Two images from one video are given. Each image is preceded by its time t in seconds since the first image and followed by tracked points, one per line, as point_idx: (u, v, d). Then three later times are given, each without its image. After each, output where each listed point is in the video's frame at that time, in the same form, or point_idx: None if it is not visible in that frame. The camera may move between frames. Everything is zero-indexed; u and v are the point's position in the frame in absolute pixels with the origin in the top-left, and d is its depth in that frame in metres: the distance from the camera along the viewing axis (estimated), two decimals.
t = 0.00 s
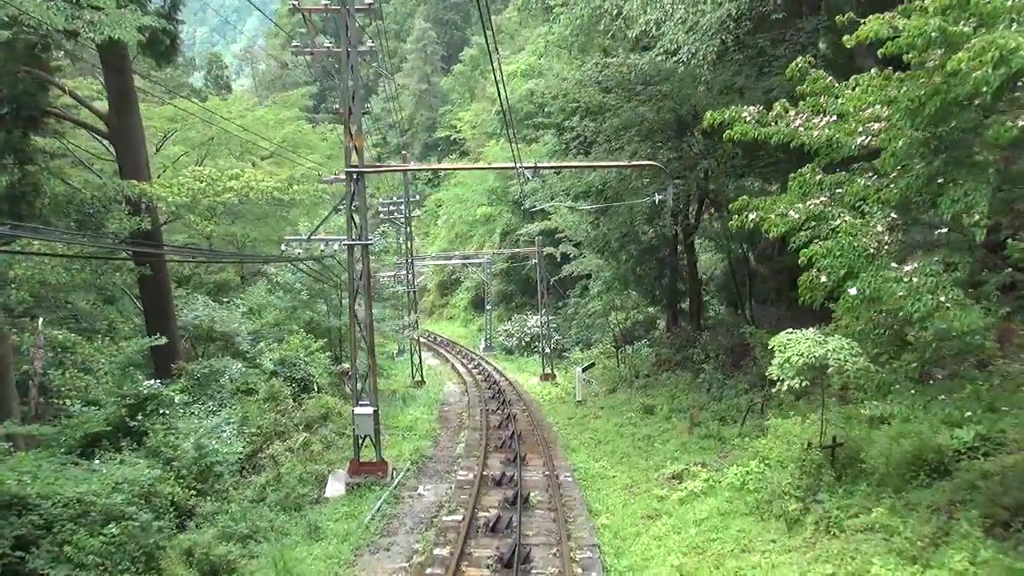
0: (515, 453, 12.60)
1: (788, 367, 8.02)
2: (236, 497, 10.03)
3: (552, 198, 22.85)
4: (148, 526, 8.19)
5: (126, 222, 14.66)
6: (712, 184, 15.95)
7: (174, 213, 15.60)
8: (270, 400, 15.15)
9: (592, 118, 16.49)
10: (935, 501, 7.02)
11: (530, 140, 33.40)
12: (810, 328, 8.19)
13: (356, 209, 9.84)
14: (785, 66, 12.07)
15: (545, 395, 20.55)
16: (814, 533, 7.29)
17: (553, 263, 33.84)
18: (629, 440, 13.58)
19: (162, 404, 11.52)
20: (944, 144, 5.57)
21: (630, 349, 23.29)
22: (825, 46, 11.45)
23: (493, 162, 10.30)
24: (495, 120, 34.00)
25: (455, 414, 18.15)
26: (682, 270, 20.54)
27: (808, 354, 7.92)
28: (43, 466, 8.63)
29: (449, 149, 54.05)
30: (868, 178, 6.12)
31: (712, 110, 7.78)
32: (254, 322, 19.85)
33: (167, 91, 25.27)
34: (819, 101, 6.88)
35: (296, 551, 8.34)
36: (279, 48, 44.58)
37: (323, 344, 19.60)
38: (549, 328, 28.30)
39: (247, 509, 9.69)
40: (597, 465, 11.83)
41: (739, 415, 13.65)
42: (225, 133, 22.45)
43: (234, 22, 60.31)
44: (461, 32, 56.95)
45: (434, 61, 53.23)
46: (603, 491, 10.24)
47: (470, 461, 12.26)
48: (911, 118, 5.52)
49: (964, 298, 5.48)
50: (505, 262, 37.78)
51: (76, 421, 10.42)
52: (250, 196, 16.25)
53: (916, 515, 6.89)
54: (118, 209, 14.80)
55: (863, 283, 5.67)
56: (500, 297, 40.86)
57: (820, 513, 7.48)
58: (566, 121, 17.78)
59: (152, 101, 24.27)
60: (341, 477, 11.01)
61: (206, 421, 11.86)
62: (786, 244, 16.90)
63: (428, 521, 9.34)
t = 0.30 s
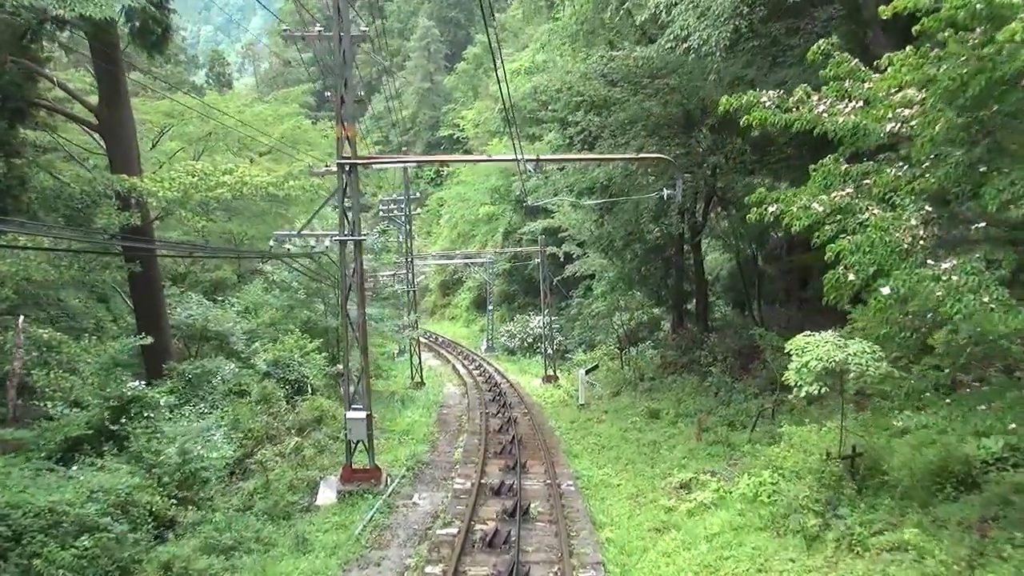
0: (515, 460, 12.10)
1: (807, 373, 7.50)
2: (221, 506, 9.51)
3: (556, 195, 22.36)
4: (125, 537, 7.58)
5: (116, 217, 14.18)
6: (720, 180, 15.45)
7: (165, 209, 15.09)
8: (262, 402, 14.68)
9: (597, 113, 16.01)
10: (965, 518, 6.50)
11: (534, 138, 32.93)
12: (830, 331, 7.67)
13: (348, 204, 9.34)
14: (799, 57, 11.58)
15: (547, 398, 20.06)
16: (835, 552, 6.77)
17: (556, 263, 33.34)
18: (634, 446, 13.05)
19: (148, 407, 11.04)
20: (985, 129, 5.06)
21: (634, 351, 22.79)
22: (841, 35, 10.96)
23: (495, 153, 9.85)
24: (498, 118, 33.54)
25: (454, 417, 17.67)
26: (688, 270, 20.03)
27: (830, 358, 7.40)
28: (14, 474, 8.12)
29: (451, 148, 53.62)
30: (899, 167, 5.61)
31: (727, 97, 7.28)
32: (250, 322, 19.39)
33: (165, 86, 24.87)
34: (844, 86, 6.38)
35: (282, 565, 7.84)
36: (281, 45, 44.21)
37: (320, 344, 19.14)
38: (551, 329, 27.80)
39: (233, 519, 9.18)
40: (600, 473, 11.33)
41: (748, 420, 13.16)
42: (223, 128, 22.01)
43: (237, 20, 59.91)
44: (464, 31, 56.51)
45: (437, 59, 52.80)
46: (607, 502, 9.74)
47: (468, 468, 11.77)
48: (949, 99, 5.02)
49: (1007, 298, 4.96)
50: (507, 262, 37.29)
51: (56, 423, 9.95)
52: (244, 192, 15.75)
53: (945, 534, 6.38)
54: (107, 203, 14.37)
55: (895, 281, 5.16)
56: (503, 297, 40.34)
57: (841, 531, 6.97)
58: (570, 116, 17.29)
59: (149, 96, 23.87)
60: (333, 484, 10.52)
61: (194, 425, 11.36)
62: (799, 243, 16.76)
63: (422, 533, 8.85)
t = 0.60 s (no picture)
0: (517, 468, 11.59)
1: (828, 379, 6.98)
2: (206, 518, 9.02)
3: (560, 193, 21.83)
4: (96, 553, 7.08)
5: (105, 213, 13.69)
6: (730, 176, 14.91)
7: (156, 205, 14.60)
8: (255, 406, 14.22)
9: (602, 107, 15.52)
10: (1002, 537, 5.98)
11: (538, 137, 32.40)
12: (854, 334, 7.16)
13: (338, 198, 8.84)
14: (815, 45, 11.05)
15: (549, 401, 19.57)
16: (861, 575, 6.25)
17: (560, 263, 32.83)
18: (640, 453, 12.53)
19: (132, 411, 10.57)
20: None
21: (639, 353, 22.26)
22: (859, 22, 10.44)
23: (494, 144, 9.34)
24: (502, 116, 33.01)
25: (454, 420, 17.18)
26: (696, 270, 19.51)
27: (853, 363, 6.87)
28: None
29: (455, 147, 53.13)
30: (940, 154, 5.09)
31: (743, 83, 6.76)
32: (245, 322, 18.94)
33: (162, 81, 24.42)
34: (872, 67, 5.85)
35: None
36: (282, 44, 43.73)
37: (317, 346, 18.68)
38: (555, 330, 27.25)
39: (218, 531, 8.69)
40: (606, 482, 10.81)
41: (759, 425, 12.60)
42: (220, 125, 21.55)
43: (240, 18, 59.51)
44: (468, 30, 56.02)
45: (441, 58, 52.33)
46: (612, 514, 9.23)
47: (467, 476, 11.26)
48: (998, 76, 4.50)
49: None
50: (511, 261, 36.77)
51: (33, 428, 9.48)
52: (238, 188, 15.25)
53: (982, 555, 5.85)
54: (96, 198, 13.93)
55: (936, 278, 4.64)
56: (506, 298, 39.81)
57: (866, 551, 6.45)
58: (575, 111, 16.78)
59: (146, 92, 23.44)
60: (325, 493, 10.04)
61: (181, 430, 10.89)
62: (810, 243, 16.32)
63: (417, 548, 8.37)
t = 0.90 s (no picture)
0: (518, 476, 11.10)
1: (854, 386, 6.47)
2: (191, 530, 8.52)
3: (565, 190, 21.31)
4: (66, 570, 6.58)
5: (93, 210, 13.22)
6: (741, 171, 14.40)
7: (146, 201, 14.13)
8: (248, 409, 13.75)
9: (608, 100, 15.02)
10: None
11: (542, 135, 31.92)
12: (881, 337, 6.65)
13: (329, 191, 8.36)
14: (832, 32, 10.55)
15: (553, 404, 19.08)
16: None
17: (564, 263, 32.34)
18: (648, 459, 12.01)
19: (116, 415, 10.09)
20: None
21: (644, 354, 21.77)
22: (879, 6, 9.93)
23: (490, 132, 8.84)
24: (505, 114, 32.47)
25: (454, 424, 16.70)
26: (703, 270, 19.00)
27: (881, 368, 6.37)
28: None
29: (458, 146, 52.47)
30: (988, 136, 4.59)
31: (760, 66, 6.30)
32: (241, 323, 18.49)
33: (159, 77, 23.98)
34: (906, 44, 5.35)
35: None
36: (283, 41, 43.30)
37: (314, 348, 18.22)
38: (558, 331, 26.75)
39: (203, 544, 8.20)
40: (612, 491, 10.30)
41: (771, 431, 12.09)
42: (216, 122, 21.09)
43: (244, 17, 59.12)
44: (472, 28, 55.57)
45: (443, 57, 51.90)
46: (619, 527, 8.71)
47: (466, 485, 10.77)
48: None
49: None
50: (514, 261, 36.27)
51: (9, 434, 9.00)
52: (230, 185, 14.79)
53: None
54: (85, 195, 13.51)
55: (986, 274, 4.14)
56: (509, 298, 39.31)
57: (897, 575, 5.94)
58: (580, 105, 16.27)
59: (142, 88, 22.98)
60: (317, 502, 9.55)
61: (167, 435, 10.40)
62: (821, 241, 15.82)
63: (411, 566, 7.88)
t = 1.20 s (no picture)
0: (521, 485, 10.60)
1: (885, 393, 5.95)
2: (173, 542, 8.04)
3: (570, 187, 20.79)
4: None
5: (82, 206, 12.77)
6: (753, 167, 13.87)
7: (136, 197, 13.62)
8: (242, 413, 13.27)
9: (615, 93, 14.51)
10: None
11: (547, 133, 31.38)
12: (913, 339, 6.13)
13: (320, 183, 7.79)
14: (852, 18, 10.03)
15: (557, 407, 18.57)
16: None
17: (569, 262, 31.81)
18: (656, 467, 11.48)
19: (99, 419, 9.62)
20: None
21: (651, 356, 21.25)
22: None
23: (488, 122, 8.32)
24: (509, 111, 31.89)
25: (455, 428, 16.21)
26: (712, 269, 18.47)
27: (914, 374, 5.84)
28: None
29: (462, 145, 51.84)
30: None
31: (786, 44, 5.81)
32: (237, 323, 18.04)
33: (156, 73, 23.50)
34: (950, 17, 4.85)
35: None
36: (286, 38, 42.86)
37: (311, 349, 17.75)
38: (563, 332, 26.21)
39: (185, 559, 7.71)
40: (619, 502, 9.78)
41: (785, 438, 11.57)
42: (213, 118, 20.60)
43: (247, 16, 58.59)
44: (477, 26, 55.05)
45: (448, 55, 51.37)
46: (628, 541, 8.20)
47: (465, 495, 10.25)
48: None
49: None
50: (518, 261, 35.73)
51: None
52: (224, 180, 14.32)
53: None
54: (73, 191, 13.05)
55: None
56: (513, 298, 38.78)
57: None
58: (586, 99, 15.76)
59: (139, 84, 22.51)
60: (308, 512, 9.05)
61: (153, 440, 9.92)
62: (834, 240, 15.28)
63: None
